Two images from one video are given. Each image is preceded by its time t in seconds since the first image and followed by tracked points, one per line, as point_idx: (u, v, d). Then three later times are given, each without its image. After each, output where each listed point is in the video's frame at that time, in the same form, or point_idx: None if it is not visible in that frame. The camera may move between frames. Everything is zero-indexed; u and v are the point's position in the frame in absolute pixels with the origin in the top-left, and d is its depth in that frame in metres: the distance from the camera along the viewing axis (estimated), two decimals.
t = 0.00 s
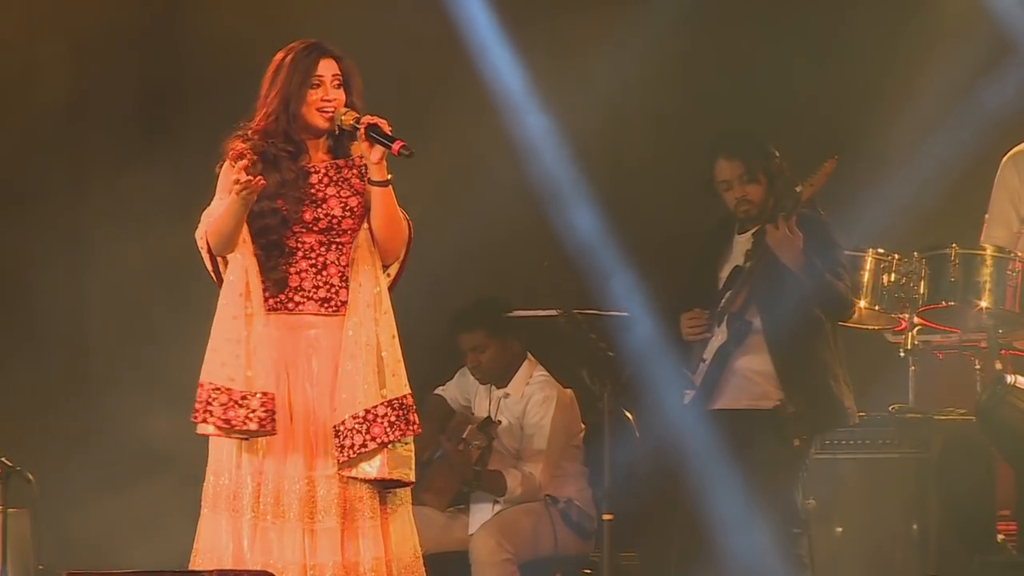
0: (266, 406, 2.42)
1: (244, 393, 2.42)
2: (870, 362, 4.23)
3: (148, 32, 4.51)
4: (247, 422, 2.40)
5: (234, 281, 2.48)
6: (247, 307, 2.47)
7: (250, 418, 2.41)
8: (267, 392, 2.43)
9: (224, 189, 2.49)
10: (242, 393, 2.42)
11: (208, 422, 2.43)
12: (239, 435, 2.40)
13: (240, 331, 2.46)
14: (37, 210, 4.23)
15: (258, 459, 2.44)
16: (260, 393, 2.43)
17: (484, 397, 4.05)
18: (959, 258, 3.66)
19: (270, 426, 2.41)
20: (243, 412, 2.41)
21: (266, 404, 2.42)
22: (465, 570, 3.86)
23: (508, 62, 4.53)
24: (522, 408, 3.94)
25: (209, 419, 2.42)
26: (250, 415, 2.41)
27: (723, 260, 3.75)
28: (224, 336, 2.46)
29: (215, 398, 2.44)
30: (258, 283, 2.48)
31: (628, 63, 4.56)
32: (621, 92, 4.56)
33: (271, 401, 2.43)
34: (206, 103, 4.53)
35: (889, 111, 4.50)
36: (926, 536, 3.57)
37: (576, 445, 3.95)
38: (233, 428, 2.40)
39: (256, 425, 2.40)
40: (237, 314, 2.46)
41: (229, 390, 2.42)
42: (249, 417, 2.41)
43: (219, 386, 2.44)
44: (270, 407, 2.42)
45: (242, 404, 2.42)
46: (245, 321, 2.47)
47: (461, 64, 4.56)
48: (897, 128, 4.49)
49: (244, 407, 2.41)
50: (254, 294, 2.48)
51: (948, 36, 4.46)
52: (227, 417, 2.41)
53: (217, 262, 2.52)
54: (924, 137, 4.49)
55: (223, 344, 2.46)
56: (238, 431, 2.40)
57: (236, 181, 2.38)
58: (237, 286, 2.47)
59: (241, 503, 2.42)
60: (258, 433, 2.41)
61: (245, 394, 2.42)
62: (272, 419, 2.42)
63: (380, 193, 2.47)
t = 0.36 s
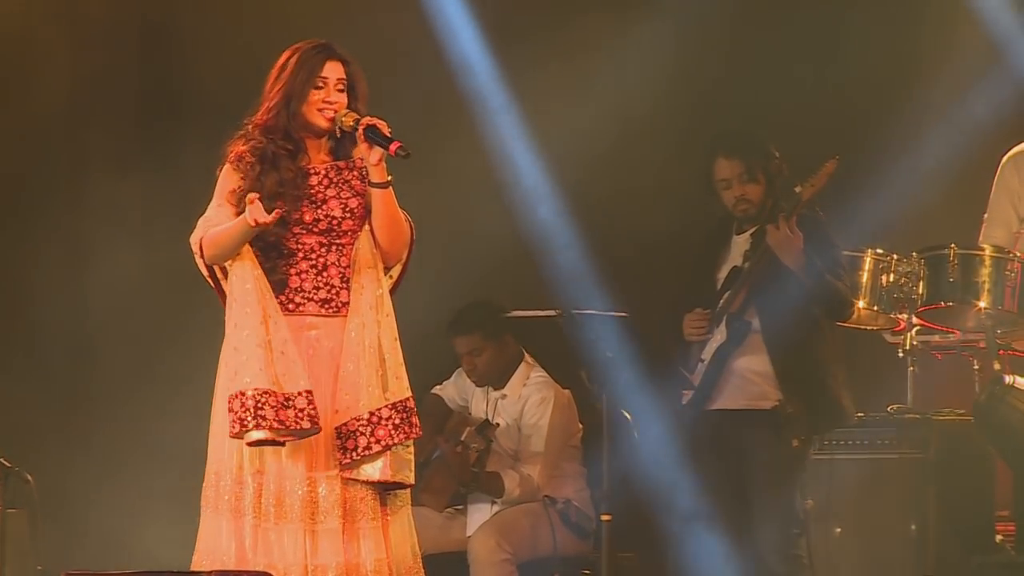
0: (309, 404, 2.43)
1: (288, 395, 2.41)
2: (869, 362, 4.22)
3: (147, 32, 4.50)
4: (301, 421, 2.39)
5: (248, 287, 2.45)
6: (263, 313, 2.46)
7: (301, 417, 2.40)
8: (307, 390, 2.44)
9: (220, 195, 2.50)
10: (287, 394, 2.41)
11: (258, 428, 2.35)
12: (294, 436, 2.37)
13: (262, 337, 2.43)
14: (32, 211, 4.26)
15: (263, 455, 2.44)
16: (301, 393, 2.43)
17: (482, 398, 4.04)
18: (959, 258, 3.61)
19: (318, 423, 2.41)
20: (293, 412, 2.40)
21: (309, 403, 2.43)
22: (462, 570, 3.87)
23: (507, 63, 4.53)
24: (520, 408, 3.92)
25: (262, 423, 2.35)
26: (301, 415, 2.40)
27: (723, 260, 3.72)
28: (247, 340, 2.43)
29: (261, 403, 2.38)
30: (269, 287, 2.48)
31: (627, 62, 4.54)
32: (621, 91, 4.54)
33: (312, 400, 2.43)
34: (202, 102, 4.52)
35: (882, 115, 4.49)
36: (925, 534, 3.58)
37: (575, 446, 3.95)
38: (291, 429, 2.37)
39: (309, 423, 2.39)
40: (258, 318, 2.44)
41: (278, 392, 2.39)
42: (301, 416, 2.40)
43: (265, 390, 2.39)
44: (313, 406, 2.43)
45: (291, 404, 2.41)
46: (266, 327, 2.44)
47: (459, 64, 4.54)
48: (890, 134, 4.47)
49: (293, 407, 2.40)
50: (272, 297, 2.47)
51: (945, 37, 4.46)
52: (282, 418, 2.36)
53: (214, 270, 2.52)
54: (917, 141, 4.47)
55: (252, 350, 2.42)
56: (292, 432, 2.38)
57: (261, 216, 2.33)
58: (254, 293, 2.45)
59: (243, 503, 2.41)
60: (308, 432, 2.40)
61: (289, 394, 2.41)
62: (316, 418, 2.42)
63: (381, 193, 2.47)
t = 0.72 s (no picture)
0: (283, 420, 2.41)
1: (261, 413, 2.42)
2: (871, 363, 4.21)
3: (154, 36, 4.55)
4: (267, 440, 2.39)
5: (240, 300, 2.47)
6: (253, 328, 2.47)
7: (268, 437, 2.39)
8: (280, 407, 2.43)
9: (222, 201, 2.53)
10: (259, 412, 2.42)
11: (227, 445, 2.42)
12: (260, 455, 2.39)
13: (247, 353, 2.45)
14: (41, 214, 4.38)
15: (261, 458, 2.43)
16: (275, 411, 2.42)
17: (483, 397, 4.06)
18: (959, 258, 3.59)
19: (290, 442, 2.40)
20: (262, 432, 2.40)
21: (283, 420, 2.41)
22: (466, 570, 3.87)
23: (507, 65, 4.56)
24: (522, 409, 3.93)
25: (228, 441, 2.42)
26: (269, 433, 2.40)
27: (723, 260, 3.79)
28: (235, 360, 2.45)
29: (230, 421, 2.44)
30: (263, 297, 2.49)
31: (626, 62, 4.53)
32: (621, 91, 4.53)
33: (287, 417, 2.42)
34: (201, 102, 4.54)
35: (875, 115, 4.36)
36: (927, 534, 3.54)
37: (576, 446, 3.93)
38: (255, 449, 2.39)
39: (274, 443, 2.39)
40: (245, 334, 2.46)
41: (245, 411, 2.41)
42: (269, 435, 2.39)
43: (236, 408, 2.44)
44: (288, 422, 2.41)
45: (260, 424, 2.41)
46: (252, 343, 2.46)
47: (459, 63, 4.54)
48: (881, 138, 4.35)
49: (262, 426, 2.40)
50: (259, 313, 2.48)
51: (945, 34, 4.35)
52: (246, 438, 2.40)
53: (214, 279, 2.53)
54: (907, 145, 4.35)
55: (235, 366, 2.45)
56: (257, 451, 2.39)
57: (278, 213, 2.37)
58: (242, 307, 2.47)
59: (245, 503, 2.42)
60: (279, 450, 2.40)
61: (260, 412, 2.42)
62: (291, 435, 2.41)
63: (384, 195, 2.47)
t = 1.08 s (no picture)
0: (268, 427, 2.40)
1: (248, 418, 2.41)
2: (872, 364, 4.19)
3: (158, 37, 4.56)
4: (252, 446, 2.38)
5: (243, 308, 2.46)
6: (252, 334, 2.46)
7: (253, 442, 2.39)
8: (267, 415, 2.41)
9: (227, 205, 2.53)
10: (246, 418, 2.41)
11: (213, 448, 2.41)
12: (247, 459, 2.39)
13: (245, 358, 2.45)
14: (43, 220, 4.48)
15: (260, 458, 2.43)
16: (263, 417, 2.41)
17: (484, 397, 4.07)
18: (959, 258, 3.59)
19: (275, 450, 2.39)
20: (248, 437, 2.39)
21: (270, 427, 2.40)
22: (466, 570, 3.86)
23: (506, 68, 4.59)
24: (522, 412, 3.94)
25: (214, 444, 2.41)
26: (255, 440, 2.39)
27: (723, 260, 3.85)
28: (231, 365, 2.45)
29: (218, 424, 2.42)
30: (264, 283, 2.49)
31: (623, 64, 4.57)
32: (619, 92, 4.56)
33: (273, 424, 2.41)
34: (200, 101, 4.53)
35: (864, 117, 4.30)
36: (926, 533, 3.55)
37: (577, 447, 3.92)
38: (241, 453, 2.38)
39: (259, 450, 2.38)
40: (245, 340, 2.45)
41: (233, 416, 2.40)
42: (254, 441, 2.39)
43: (224, 411, 2.43)
44: (274, 429, 2.40)
45: (247, 429, 2.40)
46: (253, 348, 2.46)
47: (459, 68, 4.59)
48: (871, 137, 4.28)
49: (248, 431, 2.40)
50: (261, 318, 2.47)
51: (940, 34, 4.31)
52: (233, 442, 2.39)
53: (221, 285, 2.53)
54: (896, 142, 4.26)
55: (230, 370, 2.45)
56: (243, 456, 2.39)
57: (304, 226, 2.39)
58: (244, 314, 2.46)
59: (246, 503, 2.42)
60: (265, 457, 2.39)
61: (246, 418, 2.41)
62: (276, 442, 2.40)
63: (381, 196, 2.45)
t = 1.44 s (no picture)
0: (295, 422, 2.41)
1: (275, 413, 2.41)
2: (873, 364, 4.18)
3: (159, 37, 4.55)
4: (279, 441, 2.39)
5: (256, 300, 2.46)
6: (269, 327, 2.46)
7: (284, 437, 2.39)
8: (296, 410, 2.42)
9: (234, 202, 2.53)
10: (274, 412, 2.41)
11: (236, 442, 2.39)
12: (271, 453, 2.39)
13: (260, 357, 2.44)
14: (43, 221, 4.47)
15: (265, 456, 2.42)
16: (290, 412, 2.42)
17: (485, 398, 4.08)
18: (960, 258, 3.56)
19: (301, 445, 2.41)
20: (277, 431, 2.40)
21: (298, 423, 2.41)
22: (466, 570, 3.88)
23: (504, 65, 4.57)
24: (523, 411, 3.92)
25: (241, 439, 2.39)
26: (283, 434, 2.39)
27: (724, 260, 3.84)
28: (246, 361, 2.44)
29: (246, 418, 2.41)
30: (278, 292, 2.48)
31: (621, 61, 4.54)
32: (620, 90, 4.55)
33: (298, 420, 2.42)
34: (200, 102, 4.54)
35: (863, 117, 4.31)
36: (926, 532, 3.55)
37: (577, 447, 3.90)
38: (272, 447, 2.38)
39: (290, 444, 2.39)
40: (263, 334, 2.45)
41: (264, 409, 2.40)
42: (281, 436, 2.39)
43: (252, 406, 2.41)
44: (298, 424, 2.41)
45: (275, 423, 2.40)
46: (269, 343, 2.45)
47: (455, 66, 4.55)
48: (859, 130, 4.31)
49: (277, 426, 2.40)
50: (277, 313, 2.47)
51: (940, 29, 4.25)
52: (263, 437, 2.38)
53: (230, 279, 2.53)
54: (885, 138, 4.28)
55: (249, 364, 2.43)
56: (273, 451, 2.39)
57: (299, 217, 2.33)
58: (262, 307, 2.46)
59: (250, 503, 2.41)
60: (288, 451, 2.40)
61: (267, 411, 2.41)
62: (302, 436, 2.41)
63: (383, 197, 2.45)
